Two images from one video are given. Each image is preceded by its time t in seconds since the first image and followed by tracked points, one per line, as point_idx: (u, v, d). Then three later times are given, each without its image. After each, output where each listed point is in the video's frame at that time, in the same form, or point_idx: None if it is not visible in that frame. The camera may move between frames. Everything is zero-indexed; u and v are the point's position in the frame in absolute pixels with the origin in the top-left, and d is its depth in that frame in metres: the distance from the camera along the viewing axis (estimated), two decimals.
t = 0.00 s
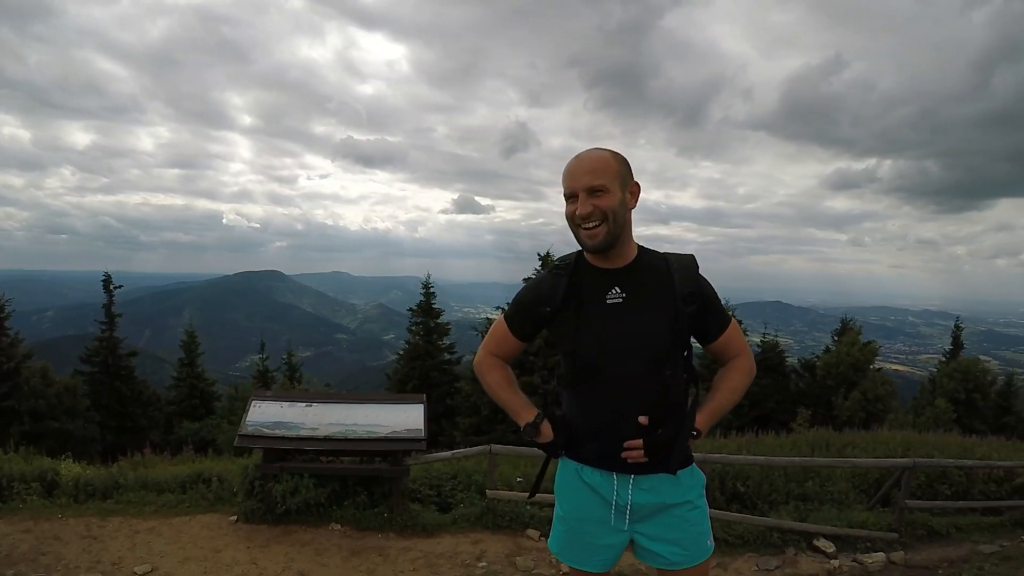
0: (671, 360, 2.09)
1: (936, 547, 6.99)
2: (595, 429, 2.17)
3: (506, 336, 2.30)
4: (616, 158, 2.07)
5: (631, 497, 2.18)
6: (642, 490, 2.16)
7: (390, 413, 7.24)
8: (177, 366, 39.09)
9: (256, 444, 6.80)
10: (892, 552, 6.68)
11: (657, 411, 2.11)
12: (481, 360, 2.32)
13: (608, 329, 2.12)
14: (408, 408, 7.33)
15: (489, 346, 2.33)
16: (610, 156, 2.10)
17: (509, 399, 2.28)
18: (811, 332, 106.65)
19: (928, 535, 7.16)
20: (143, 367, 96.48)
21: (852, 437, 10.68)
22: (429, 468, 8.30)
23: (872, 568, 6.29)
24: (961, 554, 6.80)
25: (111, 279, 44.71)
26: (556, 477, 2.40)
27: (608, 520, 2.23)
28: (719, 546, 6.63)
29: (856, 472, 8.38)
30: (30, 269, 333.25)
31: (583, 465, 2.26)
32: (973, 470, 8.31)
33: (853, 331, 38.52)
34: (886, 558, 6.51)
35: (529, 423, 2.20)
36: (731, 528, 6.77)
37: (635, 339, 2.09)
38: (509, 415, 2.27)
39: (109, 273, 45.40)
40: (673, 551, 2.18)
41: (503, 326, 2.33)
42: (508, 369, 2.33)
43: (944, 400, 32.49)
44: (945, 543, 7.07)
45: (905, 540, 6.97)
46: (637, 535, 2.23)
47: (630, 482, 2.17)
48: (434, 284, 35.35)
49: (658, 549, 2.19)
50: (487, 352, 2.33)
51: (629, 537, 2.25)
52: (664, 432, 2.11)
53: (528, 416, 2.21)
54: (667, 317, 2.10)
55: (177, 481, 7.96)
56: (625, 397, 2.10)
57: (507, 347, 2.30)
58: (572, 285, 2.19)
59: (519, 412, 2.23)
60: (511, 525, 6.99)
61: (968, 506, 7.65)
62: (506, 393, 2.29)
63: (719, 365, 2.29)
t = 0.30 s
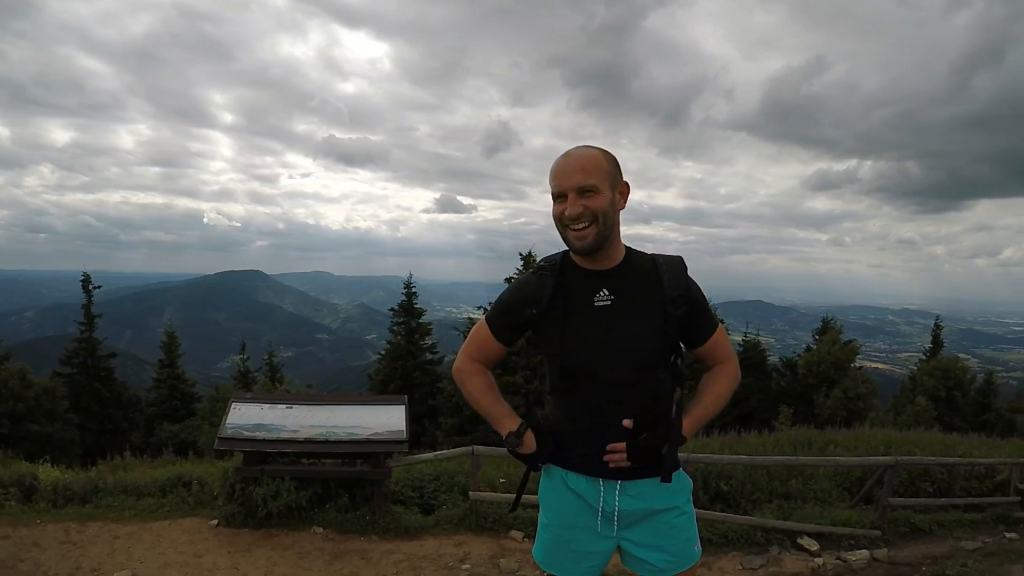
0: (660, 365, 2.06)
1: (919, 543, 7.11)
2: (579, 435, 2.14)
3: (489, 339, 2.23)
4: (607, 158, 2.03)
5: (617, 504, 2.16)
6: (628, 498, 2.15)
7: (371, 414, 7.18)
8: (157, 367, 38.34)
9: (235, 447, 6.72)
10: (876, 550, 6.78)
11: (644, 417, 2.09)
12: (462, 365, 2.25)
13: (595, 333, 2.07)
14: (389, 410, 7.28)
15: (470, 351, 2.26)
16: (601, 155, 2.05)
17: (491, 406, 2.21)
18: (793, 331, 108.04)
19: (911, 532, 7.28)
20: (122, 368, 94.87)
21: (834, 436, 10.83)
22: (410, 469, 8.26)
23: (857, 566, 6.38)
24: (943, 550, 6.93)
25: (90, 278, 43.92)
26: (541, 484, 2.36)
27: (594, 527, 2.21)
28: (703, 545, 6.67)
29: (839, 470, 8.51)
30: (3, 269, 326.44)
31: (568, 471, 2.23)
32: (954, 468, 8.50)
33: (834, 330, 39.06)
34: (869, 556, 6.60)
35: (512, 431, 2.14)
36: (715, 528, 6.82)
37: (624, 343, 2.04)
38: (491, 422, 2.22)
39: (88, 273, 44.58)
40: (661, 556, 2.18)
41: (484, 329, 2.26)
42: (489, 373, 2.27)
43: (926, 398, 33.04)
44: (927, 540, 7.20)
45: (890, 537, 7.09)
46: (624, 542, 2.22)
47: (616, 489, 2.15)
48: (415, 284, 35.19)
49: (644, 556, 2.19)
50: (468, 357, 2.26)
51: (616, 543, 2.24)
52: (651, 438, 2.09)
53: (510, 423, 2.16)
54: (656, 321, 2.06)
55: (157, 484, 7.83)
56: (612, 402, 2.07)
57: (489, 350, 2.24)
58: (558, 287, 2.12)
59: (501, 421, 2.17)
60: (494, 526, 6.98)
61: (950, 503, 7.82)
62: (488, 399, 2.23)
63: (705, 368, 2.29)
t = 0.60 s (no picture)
0: (648, 367, 2.03)
1: (900, 540, 7.26)
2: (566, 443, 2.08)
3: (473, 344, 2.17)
4: (599, 154, 2.00)
5: (605, 509, 2.10)
6: (615, 502, 2.10)
7: (352, 416, 7.12)
8: (135, 368, 37.09)
9: (214, 450, 6.62)
10: (859, 547, 6.90)
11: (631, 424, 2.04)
12: (445, 373, 2.18)
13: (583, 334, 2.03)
14: (370, 411, 7.23)
15: (454, 356, 2.20)
16: (591, 152, 2.03)
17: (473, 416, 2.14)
18: (773, 330, 109.41)
19: (893, 528, 7.43)
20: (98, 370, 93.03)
21: (816, 433, 10.97)
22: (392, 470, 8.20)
23: (839, 562, 6.49)
24: (925, 546, 7.08)
25: (69, 279, 43.05)
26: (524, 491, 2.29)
27: (580, 534, 2.14)
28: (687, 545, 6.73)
29: (821, 468, 8.65)
30: None
31: (553, 476, 2.16)
32: (936, 465, 8.69)
33: (814, 329, 39.61)
34: (853, 553, 6.71)
35: (493, 442, 2.06)
36: (699, 527, 6.88)
37: (612, 344, 2.01)
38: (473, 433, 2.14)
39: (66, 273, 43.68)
40: (649, 561, 2.14)
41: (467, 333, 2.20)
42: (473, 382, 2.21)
43: (906, 396, 33.68)
44: (909, 536, 7.36)
45: (872, 534, 7.24)
46: (611, 548, 2.17)
47: (603, 494, 2.10)
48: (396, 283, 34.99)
49: (632, 561, 2.14)
50: (452, 363, 2.19)
51: (602, 550, 2.18)
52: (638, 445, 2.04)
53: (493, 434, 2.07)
54: (644, 321, 2.04)
55: (136, 488, 7.70)
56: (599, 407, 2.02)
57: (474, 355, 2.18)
58: (545, 287, 2.08)
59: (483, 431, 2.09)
60: (477, 527, 6.97)
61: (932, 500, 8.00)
62: (469, 411, 2.15)
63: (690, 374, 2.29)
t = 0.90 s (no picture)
0: (630, 370, 2.01)
1: (882, 536, 7.41)
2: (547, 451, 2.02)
3: (457, 351, 2.14)
4: (593, 150, 2.00)
5: (590, 516, 2.08)
6: (601, 508, 2.08)
7: (330, 417, 7.03)
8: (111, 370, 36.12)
9: (189, 453, 6.49)
10: (840, 543, 7.02)
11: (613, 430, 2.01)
12: (430, 385, 2.14)
13: (566, 335, 1.99)
14: (348, 412, 7.15)
15: (440, 364, 2.17)
16: (586, 147, 2.02)
17: (454, 426, 2.06)
18: (752, 328, 110.89)
19: (874, 525, 7.59)
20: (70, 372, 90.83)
21: (794, 432, 11.13)
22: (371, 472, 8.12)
23: (820, 558, 6.61)
24: (905, 542, 7.24)
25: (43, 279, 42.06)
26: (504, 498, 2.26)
27: (565, 542, 2.12)
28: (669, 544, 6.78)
29: (801, 466, 8.79)
30: None
31: (537, 485, 2.11)
32: (914, 462, 8.89)
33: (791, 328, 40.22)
34: (834, 550, 6.82)
35: (476, 450, 1.96)
36: (680, 526, 6.94)
37: (595, 345, 1.98)
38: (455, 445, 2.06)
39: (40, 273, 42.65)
40: (634, 568, 2.11)
41: (450, 340, 2.17)
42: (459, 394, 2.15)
43: (883, 393, 34.39)
44: (890, 532, 7.52)
45: (852, 531, 7.39)
46: (595, 555, 2.14)
47: (588, 500, 2.07)
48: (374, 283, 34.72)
49: (618, 568, 2.11)
50: (437, 372, 2.17)
51: (586, 557, 2.15)
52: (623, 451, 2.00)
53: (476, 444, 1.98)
54: (629, 324, 2.02)
55: (111, 493, 7.53)
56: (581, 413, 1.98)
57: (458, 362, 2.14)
58: (527, 287, 2.05)
59: (467, 441, 2.00)
60: (458, 529, 6.96)
61: (912, 496, 8.19)
62: (454, 422, 2.06)
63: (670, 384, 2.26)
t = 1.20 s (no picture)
0: (619, 371, 1.99)
1: (865, 533, 7.55)
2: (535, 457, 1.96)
3: (447, 358, 2.08)
4: (590, 145, 2.01)
5: (581, 525, 2.05)
6: (592, 517, 2.05)
7: (311, 419, 6.97)
8: (91, 372, 35.64)
9: (169, 456, 6.40)
10: (825, 541, 7.13)
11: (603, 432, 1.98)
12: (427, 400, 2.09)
13: (554, 336, 1.96)
14: (330, 414, 7.08)
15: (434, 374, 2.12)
16: (584, 142, 2.03)
17: (449, 437, 1.99)
18: (734, 327, 112.02)
19: (858, 523, 7.72)
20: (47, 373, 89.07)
21: (777, 430, 11.25)
22: (353, 474, 8.04)
23: (805, 556, 6.71)
24: (888, 539, 7.38)
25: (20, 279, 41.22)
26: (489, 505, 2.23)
27: (555, 552, 2.08)
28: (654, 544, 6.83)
29: (785, 465, 8.88)
30: None
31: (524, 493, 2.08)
32: (898, 460, 9.03)
33: (774, 327, 40.63)
34: (820, 548, 6.93)
35: (471, 458, 1.88)
36: (665, 526, 7.00)
37: (583, 346, 1.95)
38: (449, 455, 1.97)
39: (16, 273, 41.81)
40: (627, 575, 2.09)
41: (441, 349, 2.12)
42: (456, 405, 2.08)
43: (864, 391, 34.95)
44: (873, 530, 7.66)
45: (837, 528, 7.50)
46: (586, 564, 2.10)
47: (578, 509, 2.05)
48: (356, 283, 34.46)
49: None
50: (433, 384, 2.11)
51: (577, 567, 2.12)
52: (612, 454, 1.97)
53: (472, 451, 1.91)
54: (616, 324, 2.00)
55: (90, 497, 7.40)
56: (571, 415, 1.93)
57: (447, 370, 2.08)
58: (513, 287, 2.00)
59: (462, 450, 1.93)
60: (441, 530, 6.93)
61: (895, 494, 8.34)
62: (450, 433, 1.99)
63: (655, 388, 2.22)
